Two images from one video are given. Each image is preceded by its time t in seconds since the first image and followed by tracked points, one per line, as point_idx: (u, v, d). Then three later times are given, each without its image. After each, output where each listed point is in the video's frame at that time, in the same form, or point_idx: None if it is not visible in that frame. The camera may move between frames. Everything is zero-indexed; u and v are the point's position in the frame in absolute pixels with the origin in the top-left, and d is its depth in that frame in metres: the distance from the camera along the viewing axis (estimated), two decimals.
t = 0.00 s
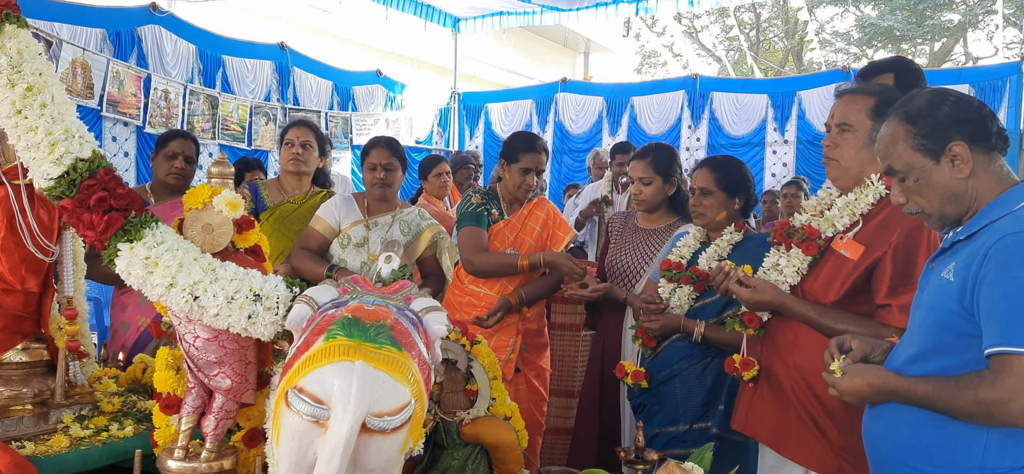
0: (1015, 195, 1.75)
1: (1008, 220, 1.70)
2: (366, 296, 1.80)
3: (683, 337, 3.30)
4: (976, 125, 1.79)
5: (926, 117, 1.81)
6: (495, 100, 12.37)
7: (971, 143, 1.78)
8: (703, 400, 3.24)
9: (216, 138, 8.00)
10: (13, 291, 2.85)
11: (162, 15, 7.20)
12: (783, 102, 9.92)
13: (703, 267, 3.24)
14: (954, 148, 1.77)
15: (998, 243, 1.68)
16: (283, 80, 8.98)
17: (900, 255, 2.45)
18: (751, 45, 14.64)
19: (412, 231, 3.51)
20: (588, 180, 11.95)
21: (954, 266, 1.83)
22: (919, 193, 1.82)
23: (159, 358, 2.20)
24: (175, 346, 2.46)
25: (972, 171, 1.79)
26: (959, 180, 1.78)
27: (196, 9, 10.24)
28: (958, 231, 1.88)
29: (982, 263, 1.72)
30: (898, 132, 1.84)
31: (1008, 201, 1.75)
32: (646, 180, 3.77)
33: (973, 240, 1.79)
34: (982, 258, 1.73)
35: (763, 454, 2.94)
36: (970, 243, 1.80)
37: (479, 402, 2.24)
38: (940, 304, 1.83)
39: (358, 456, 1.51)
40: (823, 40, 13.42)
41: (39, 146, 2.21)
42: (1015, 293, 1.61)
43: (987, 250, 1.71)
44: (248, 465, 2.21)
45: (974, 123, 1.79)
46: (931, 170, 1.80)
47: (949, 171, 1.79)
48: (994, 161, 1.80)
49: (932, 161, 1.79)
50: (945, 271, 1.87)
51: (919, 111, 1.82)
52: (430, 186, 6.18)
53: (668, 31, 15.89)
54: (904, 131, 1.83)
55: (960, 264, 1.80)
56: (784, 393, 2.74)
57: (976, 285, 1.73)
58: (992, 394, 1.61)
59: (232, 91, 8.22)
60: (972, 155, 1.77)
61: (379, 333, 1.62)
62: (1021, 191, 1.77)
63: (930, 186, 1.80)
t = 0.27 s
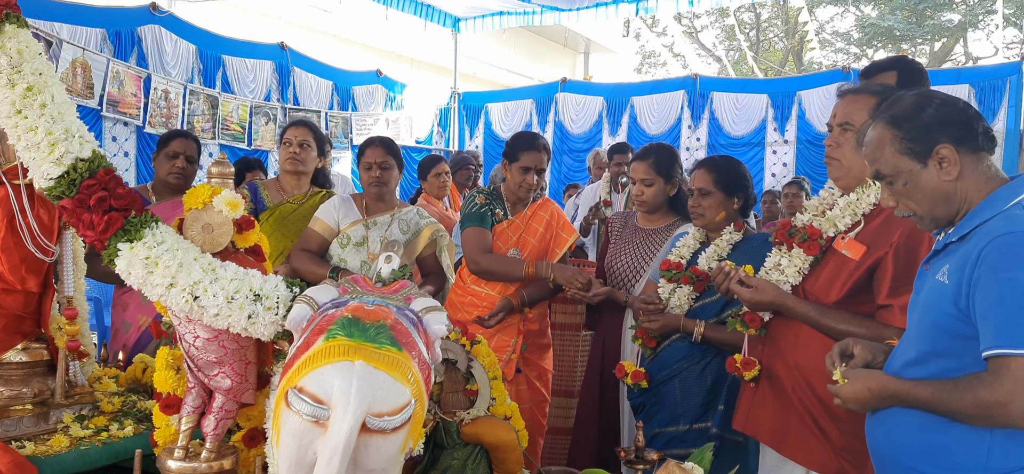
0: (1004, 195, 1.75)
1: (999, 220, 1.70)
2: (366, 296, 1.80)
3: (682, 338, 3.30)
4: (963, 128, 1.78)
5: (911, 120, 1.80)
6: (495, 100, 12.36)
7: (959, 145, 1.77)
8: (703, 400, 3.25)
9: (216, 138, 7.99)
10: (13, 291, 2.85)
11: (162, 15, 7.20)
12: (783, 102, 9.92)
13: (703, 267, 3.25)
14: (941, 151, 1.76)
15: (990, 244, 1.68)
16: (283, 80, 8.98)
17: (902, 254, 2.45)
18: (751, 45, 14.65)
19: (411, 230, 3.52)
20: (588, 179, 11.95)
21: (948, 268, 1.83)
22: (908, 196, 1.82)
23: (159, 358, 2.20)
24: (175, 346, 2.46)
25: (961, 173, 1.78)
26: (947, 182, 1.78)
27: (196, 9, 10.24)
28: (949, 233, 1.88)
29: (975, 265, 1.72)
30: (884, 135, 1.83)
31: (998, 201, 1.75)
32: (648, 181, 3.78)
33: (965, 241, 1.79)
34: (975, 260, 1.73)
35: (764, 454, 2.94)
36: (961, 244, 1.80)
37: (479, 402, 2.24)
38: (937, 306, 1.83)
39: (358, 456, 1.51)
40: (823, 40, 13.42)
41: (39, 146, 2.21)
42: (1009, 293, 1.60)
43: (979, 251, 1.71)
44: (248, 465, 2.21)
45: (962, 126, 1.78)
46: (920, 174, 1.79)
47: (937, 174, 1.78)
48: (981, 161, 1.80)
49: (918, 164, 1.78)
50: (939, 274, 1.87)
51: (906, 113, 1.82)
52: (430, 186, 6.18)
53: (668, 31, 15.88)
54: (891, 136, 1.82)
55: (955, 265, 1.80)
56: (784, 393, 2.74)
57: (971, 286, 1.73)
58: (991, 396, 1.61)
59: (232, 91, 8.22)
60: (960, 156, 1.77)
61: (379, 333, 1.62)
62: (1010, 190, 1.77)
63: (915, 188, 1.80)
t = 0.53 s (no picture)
0: (1000, 196, 1.75)
1: (995, 222, 1.71)
2: (366, 296, 1.80)
3: (683, 337, 3.30)
4: (958, 130, 1.78)
5: (909, 121, 1.80)
6: (495, 100, 12.36)
7: (953, 146, 1.77)
8: (703, 400, 3.25)
9: (216, 138, 7.98)
10: (12, 291, 2.85)
11: (162, 15, 7.20)
12: (783, 102, 9.91)
13: (703, 268, 3.26)
14: (936, 154, 1.76)
15: (987, 246, 1.68)
16: (283, 80, 8.98)
17: (903, 254, 2.45)
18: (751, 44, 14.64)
19: (412, 229, 3.53)
20: (588, 179, 11.95)
21: (946, 270, 1.83)
22: (903, 198, 1.82)
23: (159, 358, 2.20)
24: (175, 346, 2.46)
25: (957, 174, 1.78)
26: (943, 185, 1.78)
27: (197, 9, 10.24)
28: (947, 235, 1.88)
29: (972, 267, 1.72)
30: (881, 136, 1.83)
31: (994, 202, 1.75)
32: (649, 181, 3.77)
33: (962, 244, 1.79)
34: (972, 262, 1.73)
35: (764, 455, 2.94)
36: (959, 247, 1.80)
37: (479, 402, 2.24)
38: (936, 310, 1.83)
39: (358, 455, 1.51)
40: (823, 40, 13.42)
41: (39, 146, 2.21)
42: (1006, 296, 1.60)
43: (976, 253, 1.72)
44: (248, 465, 2.21)
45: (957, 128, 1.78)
46: (915, 174, 1.79)
47: (933, 177, 1.78)
48: (977, 163, 1.80)
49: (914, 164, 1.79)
50: (938, 276, 1.87)
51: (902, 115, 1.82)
52: (430, 186, 6.17)
53: (668, 31, 15.87)
54: (886, 139, 1.82)
55: (952, 268, 1.80)
56: (784, 394, 2.74)
57: (969, 289, 1.73)
58: (990, 399, 1.61)
59: (232, 91, 8.22)
60: (955, 157, 1.77)
61: (379, 333, 1.62)
62: (1005, 191, 1.77)
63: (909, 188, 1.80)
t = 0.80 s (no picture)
0: (1000, 196, 1.76)
1: (996, 223, 1.71)
2: (366, 296, 1.80)
3: (683, 338, 3.30)
4: (957, 130, 1.77)
5: (908, 121, 1.80)
6: (495, 100, 12.35)
7: (952, 147, 1.77)
8: (703, 400, 3.25)
9: (216, 138, 7.98)
10: (13, 291, 2.85)
11: (162, 15, 7.20)
12: (783, 102, 9.92)
13: (704, 268, 3.26)
14: (937, 153, 1.76)
15: (988, 247, 1.69)
16: (283, 80, 8.98)
17: (904, 254, 2.45)
18: (751, 44, 14.64)
19: (412, 229, 3.53)
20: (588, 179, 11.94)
21: (946, 270, 1.83)
22: (903, 198, 1.82)
23: (159, 358, 2.20)
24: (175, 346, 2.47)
25: (956, 174, 1.78)
26: (943, 185, 1.78)
27: (197, 9, 10.25)
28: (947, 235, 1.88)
29: (972, 268, 1.72)
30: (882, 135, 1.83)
31: (995, 203, 1.75)
32: (648, 181, 3.77)
33: (963, 244, 1.79)
34: (972, 263, 1.73)
35: (764, 454, 2.94)
36: (959, 247, 1.80)
37: (479, 402, 2.24)
38: (935, 310, 1.83)
39: (358, 455, 1.51)
40: (823, 40, 13.42)
41: (39, 146, 2.21)
42: (1006, 297, 1.60)
43: (976, 254, 1.72)
44: (248, 465, 2.21)
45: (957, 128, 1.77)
46: (914, 174, 1.79)
47: (933, 176, 1.78)
48: (978, 163, 1.79)
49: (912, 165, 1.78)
50: (937, 276, 1.87)
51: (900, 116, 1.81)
52: (430, 186, 6.17)
53: (668, 30, 15.87)
54: (887, 138, 1.82)
55: (951, 269, 1.80)
56: (784, 394, 2.74)
57: (969, 290, 1.73)
58: (989, 400, 1.61)
59: (232, 91, 8.22)
60: (953, 157, 1.77)
61: (379, 333, 1.62)
62: (1005, 191, 1.77)
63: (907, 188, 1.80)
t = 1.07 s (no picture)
0: (997, 196, 1.77)
1: (992, 224, 1.72)
2: (366, 296, 1.81)
3: (683, 337, 3.31)
4: (953, 131, 1.79)
5: (905, 122, 1.80)
6: (495, 101, 12.35)
7: (948, 147, 1.78)
8: (702, 400, 3.26)
9: (217, 139, 7.99)
10: (14, 291, 2.85)
11: (162, 15, 7.21)
12: (782, 102, 9.93)
13: (704, 268, 3.27)
14: (932, 154, 1.77)
15: (984, 247, 1.70)
16: (283, 81, 8.99)
17: (903, 255, 2.46)
18: (750, 45, 14.66)
19: (411, 228, 3.59)
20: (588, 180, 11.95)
21: (942, 271, 1.84)
22: (899, 198, 1.83)
23: (160, 358, 2.21)
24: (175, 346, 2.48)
25: (953, 175, 1.79)
26: (939, 186, 1.79)
27: (197, 10, 10.26)
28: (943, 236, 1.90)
29: (969, 268, 1.73)
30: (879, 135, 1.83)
31: (991, 203, 1.76)
32: (649, 181, 3.78)
33: (958, 245, 1.80)
34: (968, 263, 1.74)
35: (764, 454, 2.96)
36: (955, 248, 1.81)
37: (479, 402, 2.26)
38: (932, 311, 1.83)
39: (358, 455, 1.52)
40: (822, 41, 13.44)
41: (41, 146, 2.22)
42: (1001, 297, 1.62)
43: (973, 255, 1.73)
44: (249, 464, 2.22)
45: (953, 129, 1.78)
46: (910, 175, 1.80)
47: (929, 177, 1.79)
48: (974, 163, 1.80)
49: (908, 165, 1.79)
50: (933, 277, 1.88)
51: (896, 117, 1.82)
52: (430, 186, 6.18)
53: (668, 31, 15.89)
54: (883, 139, 1.82)
55: (948, 269, 1.82)
56: (784, 394, 2.75)
57: (965, 290, 1.74)
58: (986, 399, 1.62)
59: (233, 92, 8.23)
60: (949, 158, 1.77)
61: (379, 333, 1.63)
62: (1001, 192, 1.78)
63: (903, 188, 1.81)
